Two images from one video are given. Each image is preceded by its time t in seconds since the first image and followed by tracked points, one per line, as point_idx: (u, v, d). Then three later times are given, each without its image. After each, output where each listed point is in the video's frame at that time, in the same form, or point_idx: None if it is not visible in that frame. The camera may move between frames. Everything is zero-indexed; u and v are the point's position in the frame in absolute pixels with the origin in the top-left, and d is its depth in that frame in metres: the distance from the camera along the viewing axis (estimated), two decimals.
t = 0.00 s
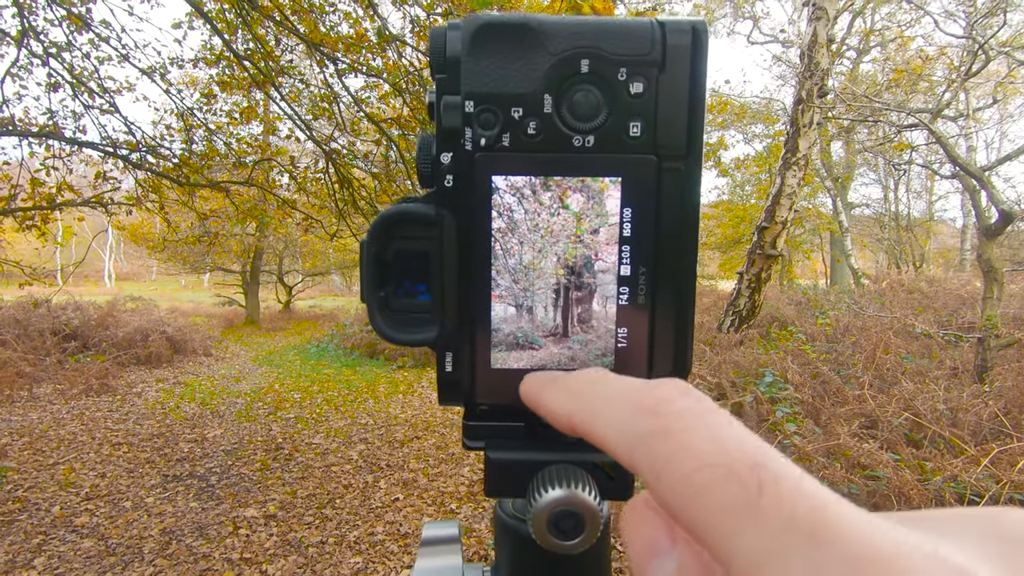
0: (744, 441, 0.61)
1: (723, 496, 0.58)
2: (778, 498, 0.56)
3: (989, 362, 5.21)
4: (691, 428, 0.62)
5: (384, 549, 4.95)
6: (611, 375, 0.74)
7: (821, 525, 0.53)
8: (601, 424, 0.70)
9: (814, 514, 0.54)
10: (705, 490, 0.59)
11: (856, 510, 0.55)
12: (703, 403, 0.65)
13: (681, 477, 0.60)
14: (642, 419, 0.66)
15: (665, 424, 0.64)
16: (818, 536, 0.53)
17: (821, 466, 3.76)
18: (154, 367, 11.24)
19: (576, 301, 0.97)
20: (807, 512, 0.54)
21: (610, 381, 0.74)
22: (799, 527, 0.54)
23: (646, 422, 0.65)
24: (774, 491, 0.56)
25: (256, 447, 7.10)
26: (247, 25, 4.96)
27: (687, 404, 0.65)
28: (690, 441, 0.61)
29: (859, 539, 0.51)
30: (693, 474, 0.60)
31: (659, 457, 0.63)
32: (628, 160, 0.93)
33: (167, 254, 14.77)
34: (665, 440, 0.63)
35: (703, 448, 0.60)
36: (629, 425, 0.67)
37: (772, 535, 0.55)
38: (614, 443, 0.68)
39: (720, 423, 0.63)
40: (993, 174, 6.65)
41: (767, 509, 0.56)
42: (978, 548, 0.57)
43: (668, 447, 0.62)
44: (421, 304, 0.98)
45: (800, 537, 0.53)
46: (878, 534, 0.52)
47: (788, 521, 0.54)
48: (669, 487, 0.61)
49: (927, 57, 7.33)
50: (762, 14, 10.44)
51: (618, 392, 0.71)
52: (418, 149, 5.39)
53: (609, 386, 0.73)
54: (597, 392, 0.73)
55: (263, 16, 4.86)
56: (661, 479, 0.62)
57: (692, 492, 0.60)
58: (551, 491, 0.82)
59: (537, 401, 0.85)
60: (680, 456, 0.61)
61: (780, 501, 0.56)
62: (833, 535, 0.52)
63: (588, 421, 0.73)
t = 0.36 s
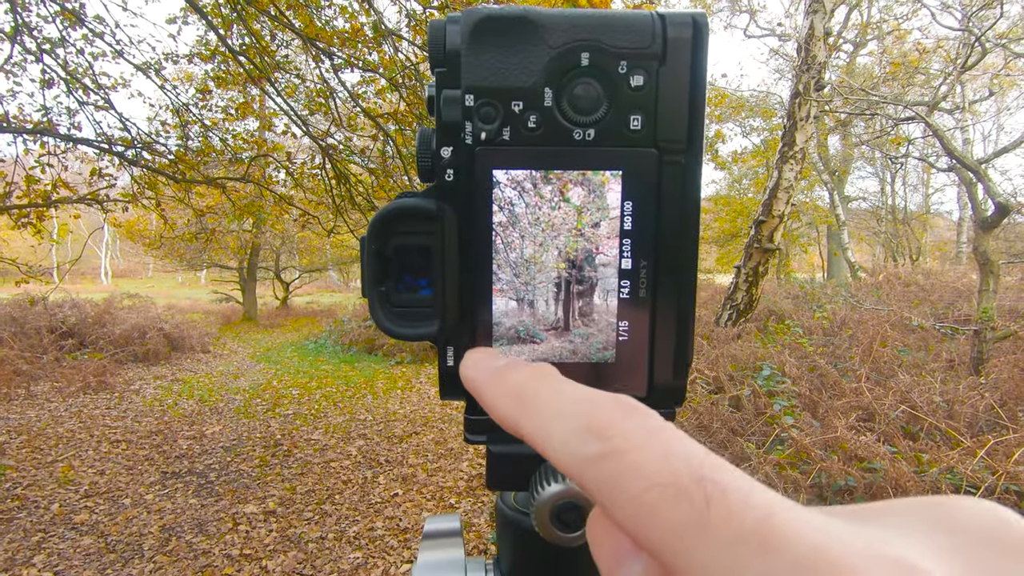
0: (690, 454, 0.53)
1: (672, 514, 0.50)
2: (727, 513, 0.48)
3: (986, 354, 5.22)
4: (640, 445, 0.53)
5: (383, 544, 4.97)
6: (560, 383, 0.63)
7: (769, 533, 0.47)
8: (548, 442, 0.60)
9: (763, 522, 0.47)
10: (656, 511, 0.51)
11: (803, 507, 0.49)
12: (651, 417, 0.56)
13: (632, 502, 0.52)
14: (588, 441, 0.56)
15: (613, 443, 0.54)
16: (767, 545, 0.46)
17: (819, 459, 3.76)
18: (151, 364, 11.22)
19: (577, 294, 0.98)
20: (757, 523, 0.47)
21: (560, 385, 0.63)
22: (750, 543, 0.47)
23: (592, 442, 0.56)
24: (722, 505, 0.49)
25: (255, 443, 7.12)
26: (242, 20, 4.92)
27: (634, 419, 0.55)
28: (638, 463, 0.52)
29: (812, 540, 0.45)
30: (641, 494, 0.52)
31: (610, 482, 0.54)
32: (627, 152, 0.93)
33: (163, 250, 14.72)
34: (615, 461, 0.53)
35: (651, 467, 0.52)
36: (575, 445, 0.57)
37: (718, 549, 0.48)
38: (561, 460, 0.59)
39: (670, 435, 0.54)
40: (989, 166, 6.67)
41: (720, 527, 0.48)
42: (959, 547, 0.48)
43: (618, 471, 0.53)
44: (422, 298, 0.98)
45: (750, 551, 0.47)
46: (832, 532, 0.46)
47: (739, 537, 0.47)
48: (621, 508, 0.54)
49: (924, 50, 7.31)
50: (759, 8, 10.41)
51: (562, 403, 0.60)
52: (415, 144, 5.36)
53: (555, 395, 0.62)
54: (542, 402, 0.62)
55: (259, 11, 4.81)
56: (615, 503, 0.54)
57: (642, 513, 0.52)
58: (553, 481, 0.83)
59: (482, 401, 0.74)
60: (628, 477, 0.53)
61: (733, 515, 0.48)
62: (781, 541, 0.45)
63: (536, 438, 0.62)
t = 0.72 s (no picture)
0: (697, 432, 0.54)
1: (669, 484, 0.51)
2: (727, 488, 0.49)
3: (980, 350, 5.25)
4: (650, 420, 0.54)
5: (381, 542, 4.98)
6: (574, 361, 0.65)
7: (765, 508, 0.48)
8: (562, 412, 0.62)
9: (759, 503, 0.48)
10: (655, 480, 0.51)
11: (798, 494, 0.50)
12: (663, 397, 0.58)
13: (633, 470, 0.53)
14: (599, 410, 0.57)
15: (624, 415, 0.55)
16: (761, 521, 0.47)
17: (814, 455, 3.79)
18: (148, 363, 11.18)
19: (568, 292, 0.98)
20: (756, 500, 0.48)
21: (578, 365, 0.65)
22: (744, 517, 0.48)
23: (603, 412, 0.57)
24: (722, 479, 0.50)
25: (252, 442, 7.12)
26: (238, 18, 4.90)
27: (646, 395, 0.57)
28: (646, 433, 0.53)
29: (804, 521, 0.46)
30: (643, 462, 0.53)
31: (615, 450, 0.55)
32: (616, 154, 0.94)
33: (159, 249, 14.67)
34: (623, 429, 0.55)
35: (656, 438, 0.53)
36: (586, 415, 0.59)
37: (716, 527, 0.48)
38: (568, 428, 0.61)
39: (678, 415, 0.56)
40: (983, 163, 6.70)
41: (716, 501, 0.49)
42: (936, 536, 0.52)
43: (623, 440, 0.54)
44: (415, 297, 0.99)
45: (743, 528, 0.47)
46: (825, 523, 0.47)
47: (735, 512, 0.48)
48: (619, 479, 0.54)
49: (919, 47, 7.34)
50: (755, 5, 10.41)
51: (578, 378, 0.62)
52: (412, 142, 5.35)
53: (572, 372, 0.64)
54: (558, 377, 0.64)
55: (254, 8, 4.78)
56: (615, 475, 0.55)
57: (641, 484, 0.52)
58: (543, 476, 0.84)
59: (503, 377, 0.75)
60: (632, 445, 0.54)
61: (732, 491, 0.49)
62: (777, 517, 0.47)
63: (550, 408, 0.64)
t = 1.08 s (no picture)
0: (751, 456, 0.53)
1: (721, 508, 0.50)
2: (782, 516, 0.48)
3: (974, 347, 5.29)
4: (699, 439, 0.53)
5: (378, 540, 4.99)
6: (622, 377, 0.65)
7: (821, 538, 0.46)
8: (605, 427, 0.62)
9: (815, 533, 0.47)
10: (704, 503, 0.51)
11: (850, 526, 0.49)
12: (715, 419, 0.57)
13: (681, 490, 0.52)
14: (645, 425, 0.57)
15: (670, 433, 0.55)
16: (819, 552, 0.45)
17: (809, 451, 3.82)
18: (144, 362, 11.15)
19: (552, 293, 0.99)
20: (810, 529, 0.47)
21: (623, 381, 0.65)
22: (800, 545, 0.46)
23: (649, 429, 0.57)
24: (777, 506, 0.49)
25: (249, 440, 7.12)
26: (231, 15, 4.87)
27: (694, 416, 0.56)
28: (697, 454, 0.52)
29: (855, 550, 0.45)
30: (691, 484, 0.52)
31: (661, 468, 0.54)
32: (600, 157, 0.95)
33: (155, 247, 14.62)
34: (670, 448, 0.54)
35: (706, 459, 0.52)
36: (631, 431, 0.58)
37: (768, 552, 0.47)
38: (611, 442, 0.60)
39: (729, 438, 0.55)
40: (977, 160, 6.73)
41: (771, 525, 0.48)
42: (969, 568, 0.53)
43: (670, 458, 0.54)
44: (402, 297, 1.00)
45: (799, 556, 0.46)
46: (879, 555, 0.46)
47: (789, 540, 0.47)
48: (665, 498, 0.54)
49: (913, 45, 7.36)
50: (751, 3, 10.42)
51: (623, 392, 0.62)
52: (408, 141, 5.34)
53: (620, 386, 0.64)
54: (603, 388, 0.64)
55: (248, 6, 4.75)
56: (662, 494, 0.54)
57: (690, 504, 0.52)
58: (529, 473, 0.85)
59: (538, 385, 0.76)
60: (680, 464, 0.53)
61: (788, 518, 0.48)
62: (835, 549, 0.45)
63: (592, 418, 0.63)
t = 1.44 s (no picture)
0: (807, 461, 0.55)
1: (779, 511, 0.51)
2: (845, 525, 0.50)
3: (971, 346, 5.30)
4: (749, 438, 0.56)
5: (377, 539, 5.00)
6: (666, 387, 0.69)
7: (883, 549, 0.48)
8: (655, 432, 0.65)
9: (873, 538, 0.49)
10: (759, 505, 0.53)
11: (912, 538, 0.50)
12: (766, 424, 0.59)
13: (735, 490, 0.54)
14: (696, 426, 0.60)
15: (722, 434, 0.58)
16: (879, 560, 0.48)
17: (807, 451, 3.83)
18: (141, 362, 11.13)
19: (546, 303, 1.01)
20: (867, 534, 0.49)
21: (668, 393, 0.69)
22: (859, 552, 0.48)
23: (699, 429, 0.60)
24: (840, 515, 0.50)
25: (247, 441, 7.12)
26: (228, 15, 4.85)
27: (744, 417, 0.59)
28: (751, 453, 0.55)
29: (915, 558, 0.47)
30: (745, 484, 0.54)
31: (713, 472, 0.57)
32: (592, 169, 0.96)
33: (152, 247, 14.60)
34: (722, 450, 0.57)
35: (760, 461, 0.54)
36: (682, 433, 0.62)
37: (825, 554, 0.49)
38: (664, 447, 0.64)
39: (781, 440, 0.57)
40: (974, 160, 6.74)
41: (832, 534, 0.49)
42: None
43: (723, 458, 0.57)
44: (399, 306, 1.00)
45: (855, 558, 0.48)
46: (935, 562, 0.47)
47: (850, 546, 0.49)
48: (718, 497, 0.56)
49: (910, 44, 7.37)
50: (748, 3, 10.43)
51: (672, 399, 0.66)
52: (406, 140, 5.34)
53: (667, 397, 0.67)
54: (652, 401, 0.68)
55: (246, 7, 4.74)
56: (716, 496, 0.56)
57: (743, 507, 0.54)
58: (525, 478, 0.86)
59: (588, 408, 0.82)
60: (732, 461, 0.56)
61: (846, 521, 0.50)
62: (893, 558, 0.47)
63: (645, 426, 0.67)
